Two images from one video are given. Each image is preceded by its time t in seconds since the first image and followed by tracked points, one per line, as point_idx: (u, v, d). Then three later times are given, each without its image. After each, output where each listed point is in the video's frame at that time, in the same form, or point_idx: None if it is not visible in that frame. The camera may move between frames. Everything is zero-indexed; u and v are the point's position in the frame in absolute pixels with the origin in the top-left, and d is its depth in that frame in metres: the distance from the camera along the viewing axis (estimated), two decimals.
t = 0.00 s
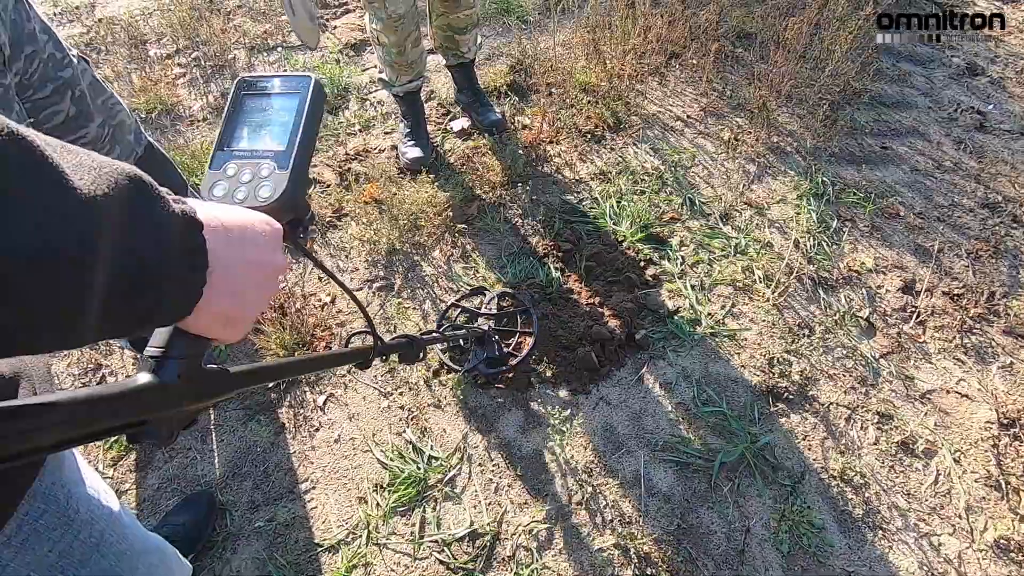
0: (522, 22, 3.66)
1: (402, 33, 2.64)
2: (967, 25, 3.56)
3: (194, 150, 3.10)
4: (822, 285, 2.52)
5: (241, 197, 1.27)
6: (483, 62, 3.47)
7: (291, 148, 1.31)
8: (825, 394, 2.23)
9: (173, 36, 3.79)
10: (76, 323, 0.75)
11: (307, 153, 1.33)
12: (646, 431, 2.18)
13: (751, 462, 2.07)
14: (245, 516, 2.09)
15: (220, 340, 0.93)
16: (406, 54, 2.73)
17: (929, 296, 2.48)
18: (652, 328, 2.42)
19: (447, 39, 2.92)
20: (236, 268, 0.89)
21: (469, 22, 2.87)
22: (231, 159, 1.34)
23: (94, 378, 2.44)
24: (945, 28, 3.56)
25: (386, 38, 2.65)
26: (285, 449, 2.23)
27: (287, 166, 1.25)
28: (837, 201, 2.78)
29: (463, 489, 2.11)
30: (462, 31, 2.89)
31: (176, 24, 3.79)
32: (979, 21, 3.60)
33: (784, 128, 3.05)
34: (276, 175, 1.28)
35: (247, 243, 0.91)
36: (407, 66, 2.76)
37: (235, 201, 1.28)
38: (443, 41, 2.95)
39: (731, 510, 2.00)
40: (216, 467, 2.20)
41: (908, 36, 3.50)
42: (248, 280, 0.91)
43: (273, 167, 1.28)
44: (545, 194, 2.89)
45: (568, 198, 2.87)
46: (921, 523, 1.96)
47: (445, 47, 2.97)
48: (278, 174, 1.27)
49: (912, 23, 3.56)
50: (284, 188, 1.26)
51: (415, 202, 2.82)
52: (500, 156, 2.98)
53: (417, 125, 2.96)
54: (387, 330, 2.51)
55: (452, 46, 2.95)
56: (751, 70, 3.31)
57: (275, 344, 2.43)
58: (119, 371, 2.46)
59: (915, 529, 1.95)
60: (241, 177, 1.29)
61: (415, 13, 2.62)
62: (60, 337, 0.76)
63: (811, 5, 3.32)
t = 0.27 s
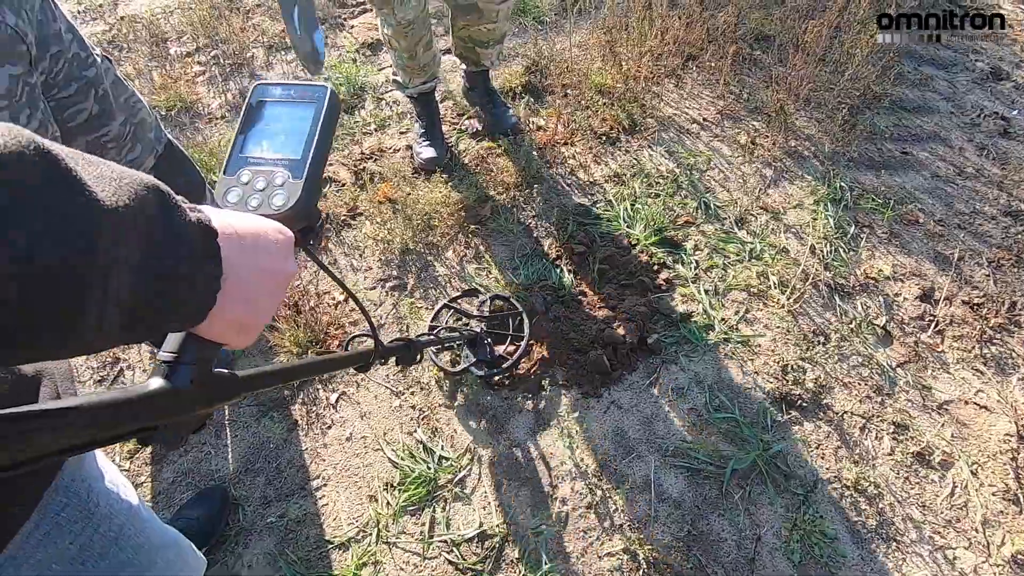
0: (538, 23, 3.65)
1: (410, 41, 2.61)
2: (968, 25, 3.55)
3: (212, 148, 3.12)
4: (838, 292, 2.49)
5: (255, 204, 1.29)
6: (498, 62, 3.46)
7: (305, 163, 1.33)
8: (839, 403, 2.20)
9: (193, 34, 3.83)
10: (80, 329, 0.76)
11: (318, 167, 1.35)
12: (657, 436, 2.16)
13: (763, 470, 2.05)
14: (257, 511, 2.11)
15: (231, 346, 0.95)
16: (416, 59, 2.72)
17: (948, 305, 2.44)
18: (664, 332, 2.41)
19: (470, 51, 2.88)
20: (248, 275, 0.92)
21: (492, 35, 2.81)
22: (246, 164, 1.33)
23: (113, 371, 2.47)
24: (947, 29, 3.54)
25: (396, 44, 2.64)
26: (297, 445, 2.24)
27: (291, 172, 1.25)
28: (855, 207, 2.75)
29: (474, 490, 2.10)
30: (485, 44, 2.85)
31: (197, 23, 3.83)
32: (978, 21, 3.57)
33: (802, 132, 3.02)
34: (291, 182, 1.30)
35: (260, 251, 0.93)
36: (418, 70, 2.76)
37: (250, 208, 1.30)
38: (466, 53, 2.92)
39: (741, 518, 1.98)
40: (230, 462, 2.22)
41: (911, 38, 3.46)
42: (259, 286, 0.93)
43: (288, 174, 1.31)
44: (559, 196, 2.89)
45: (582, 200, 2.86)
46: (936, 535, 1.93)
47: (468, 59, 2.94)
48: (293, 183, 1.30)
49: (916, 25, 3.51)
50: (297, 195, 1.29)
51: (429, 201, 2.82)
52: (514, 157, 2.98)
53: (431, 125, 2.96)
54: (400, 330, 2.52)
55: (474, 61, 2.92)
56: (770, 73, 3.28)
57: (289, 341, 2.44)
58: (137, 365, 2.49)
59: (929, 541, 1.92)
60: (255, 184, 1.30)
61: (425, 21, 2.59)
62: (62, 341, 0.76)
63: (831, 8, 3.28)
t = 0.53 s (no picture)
0: (551, 28, 3.68)
1: (417, 50, 2.65)
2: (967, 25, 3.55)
3: (229, 149, 3.17)
4: (847, 300, 2.48)
5: (264, 230, 1.29)
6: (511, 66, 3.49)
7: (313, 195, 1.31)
8: (846, 410, 2.20)
9: (212, 36, 3.89)
10: (77, 325, 0.79)
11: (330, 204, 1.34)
12: (662, 439, 2.17)
13: (768, 476, 2.05)
14: (268, 506, 2.14)
15: (220, 386, 0.93)
16: (428, 65, 2.76)
17: (959, 314, 2.42)
18: (671, 337, 2.41)
19: (466, 78, 2.73)
20: (242, 309, 0.90)
21: (494, 64, 2.65)
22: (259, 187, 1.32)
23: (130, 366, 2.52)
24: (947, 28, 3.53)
25: (407, 51, 2.68)
26: (307, 442, 2.27)
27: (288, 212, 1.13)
28: (866, 214, 2.74)
29: (480, 489, 2.12)
30: (483, 71, 2.69)
31: (216, 25, 3.89)
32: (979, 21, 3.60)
33: (814, 139, 3.02)
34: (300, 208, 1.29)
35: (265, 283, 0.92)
36: (430, 75, 2.80)
37: (257, 234, 1.29)
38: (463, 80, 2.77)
39: (745, 523, 1.98)
40: (242, 457, 2.26)
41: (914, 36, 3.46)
42: (256, 322, 0.91)
43: (298, 201, 1.29)
44: (569, 200, 2.91)
45: (592, 204, 2.88)
46: (941, 545, 1.92)
47: (464, 86, 2.78)
48: (301, 211, 1.29)
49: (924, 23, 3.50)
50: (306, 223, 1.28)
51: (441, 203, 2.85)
52: (526, 160, 3.00)
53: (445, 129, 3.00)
54: (409, 330, 2.55)
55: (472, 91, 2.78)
56: (782, 79, 3.28)
57: (301, 341, 2.47)
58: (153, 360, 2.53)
59: (935, 551, 1.91)
60: (265, 210, 1.30)
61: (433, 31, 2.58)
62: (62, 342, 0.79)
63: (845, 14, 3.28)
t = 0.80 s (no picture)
0: (561, 27, 3.68)
1: (419, 60, 2.57)
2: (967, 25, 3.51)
3: (240, 144, 3.20)
4: (857, 299, 2.46)
5: (20, 324, 0.69)
6: (521, 65, 3.50)
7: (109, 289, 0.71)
8: (855, 410, 2.17)
9: (226, 34, 3.93)
10: None
11: (161, 237, 0.76)
12: (668, 437, 2.15)
13: (775, 474, 2.03)
14: (273, 497, 2.14)
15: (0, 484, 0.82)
16: (430, 75, 2.68)
17: (971, 315, 2.39)
18: (678, 335, 2.40)
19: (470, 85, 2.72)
20: None
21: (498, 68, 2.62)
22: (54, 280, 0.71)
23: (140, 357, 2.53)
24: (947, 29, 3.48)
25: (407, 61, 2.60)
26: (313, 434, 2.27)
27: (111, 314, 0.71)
28: (877, 214, 2.72)
29: (484, 484, 2.11)
30: (486, 76, 2.67)
31: (229, 23, 3.93)
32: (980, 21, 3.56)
33: (825, 138, 3.00)
34: (79, 295, 0.70)
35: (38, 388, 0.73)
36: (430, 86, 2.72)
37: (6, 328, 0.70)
38: (467, 89, 2.76)
39: (751, 522, 1.96)
40: (248, 448, 2.26)
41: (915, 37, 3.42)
42: None
43: (83, 281, 0.70)
44: (577, 198, 2.90)
45: (600, 202, 2.88)
46: (951, 548, 1.89)
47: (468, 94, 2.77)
48: (78, 299, 0.70)
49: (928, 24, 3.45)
50: (84, 320, 0.69)
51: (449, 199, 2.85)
52: (534, 157, 3.00)
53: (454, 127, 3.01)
54: (416, 325, 2.55)
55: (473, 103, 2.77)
56: (794, 78, 3.27)
57: (308, 333, 2.46)
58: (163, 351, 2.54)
59: (944, 554, 1.88)
60: (40, 282, 0.71)
61: (438, 40, 2.52)
62: None
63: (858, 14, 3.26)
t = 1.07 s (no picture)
0: (572, 17, 3.66)
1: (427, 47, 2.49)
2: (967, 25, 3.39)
3: (250, 134, 3.19)
4: (872, 293, 2.42)
5: None
6: (531, 56, 3.47)
7: None
8: (869, 405, 2.14)
9: (236, 24, 3.93)
10: None
11: None
12: (678, 430, 2.13)
13: (787, 468, 2.00)
14: (282, 485, 2.14)
15: None
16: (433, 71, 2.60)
17: (989, 310, 2.35)
18: (689, 327, 2.37)
19: (479, 72, 2.70)
20: None
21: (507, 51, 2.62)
22: None
23: (151, 345, 2.53)
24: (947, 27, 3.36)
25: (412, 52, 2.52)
26: (322, 424, 2.27)
27: None
28: (893, 207, 2.68)
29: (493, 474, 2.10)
30: (496, 61, 2.66)
31: (240, 14, 3.93)
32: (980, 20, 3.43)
33: (840, 130, 2.97)
34: None
35: None
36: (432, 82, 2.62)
37: None
38: (475, 74, 2.74)
39: (762, 516, 1.93)
40: (257, 436, 2.26)
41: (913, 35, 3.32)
42: None
43: None
44: (588, 189, 2.88)
45: (611, 194, 2.86)
46: (967, 545, 1.86)
47: (476, 80, 2.76)
48: None
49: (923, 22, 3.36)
50: None
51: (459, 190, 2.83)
52: (545, 148, 2.98)
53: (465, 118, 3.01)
54: (425, 315, 2.53)
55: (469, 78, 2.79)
56: (809, 70, 3.23)
57: (318, 323, 2.45)
58: (173, 340, 2.54)
59: (959, 551, 1.85)
60: None
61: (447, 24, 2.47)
62: None
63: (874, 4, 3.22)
